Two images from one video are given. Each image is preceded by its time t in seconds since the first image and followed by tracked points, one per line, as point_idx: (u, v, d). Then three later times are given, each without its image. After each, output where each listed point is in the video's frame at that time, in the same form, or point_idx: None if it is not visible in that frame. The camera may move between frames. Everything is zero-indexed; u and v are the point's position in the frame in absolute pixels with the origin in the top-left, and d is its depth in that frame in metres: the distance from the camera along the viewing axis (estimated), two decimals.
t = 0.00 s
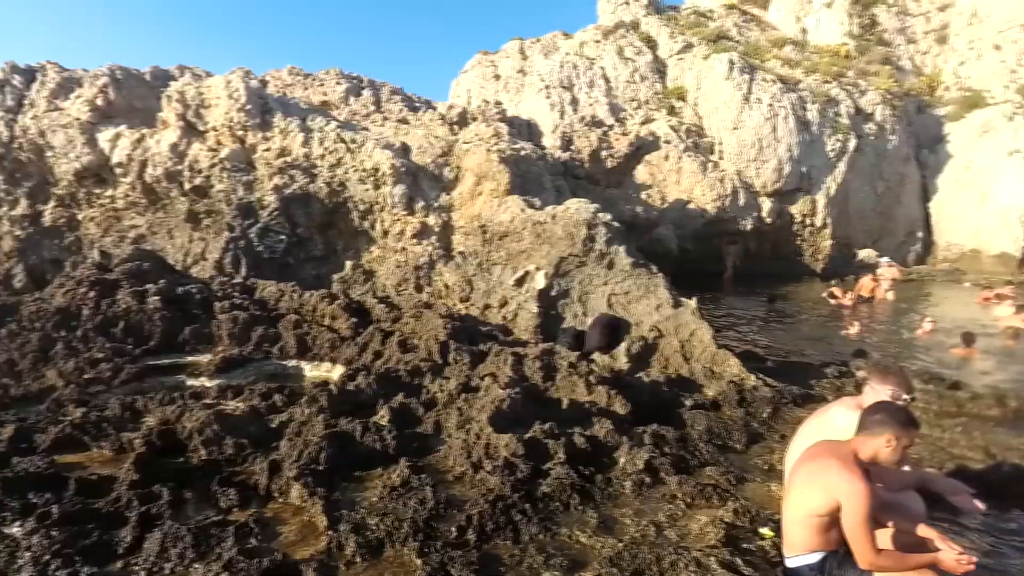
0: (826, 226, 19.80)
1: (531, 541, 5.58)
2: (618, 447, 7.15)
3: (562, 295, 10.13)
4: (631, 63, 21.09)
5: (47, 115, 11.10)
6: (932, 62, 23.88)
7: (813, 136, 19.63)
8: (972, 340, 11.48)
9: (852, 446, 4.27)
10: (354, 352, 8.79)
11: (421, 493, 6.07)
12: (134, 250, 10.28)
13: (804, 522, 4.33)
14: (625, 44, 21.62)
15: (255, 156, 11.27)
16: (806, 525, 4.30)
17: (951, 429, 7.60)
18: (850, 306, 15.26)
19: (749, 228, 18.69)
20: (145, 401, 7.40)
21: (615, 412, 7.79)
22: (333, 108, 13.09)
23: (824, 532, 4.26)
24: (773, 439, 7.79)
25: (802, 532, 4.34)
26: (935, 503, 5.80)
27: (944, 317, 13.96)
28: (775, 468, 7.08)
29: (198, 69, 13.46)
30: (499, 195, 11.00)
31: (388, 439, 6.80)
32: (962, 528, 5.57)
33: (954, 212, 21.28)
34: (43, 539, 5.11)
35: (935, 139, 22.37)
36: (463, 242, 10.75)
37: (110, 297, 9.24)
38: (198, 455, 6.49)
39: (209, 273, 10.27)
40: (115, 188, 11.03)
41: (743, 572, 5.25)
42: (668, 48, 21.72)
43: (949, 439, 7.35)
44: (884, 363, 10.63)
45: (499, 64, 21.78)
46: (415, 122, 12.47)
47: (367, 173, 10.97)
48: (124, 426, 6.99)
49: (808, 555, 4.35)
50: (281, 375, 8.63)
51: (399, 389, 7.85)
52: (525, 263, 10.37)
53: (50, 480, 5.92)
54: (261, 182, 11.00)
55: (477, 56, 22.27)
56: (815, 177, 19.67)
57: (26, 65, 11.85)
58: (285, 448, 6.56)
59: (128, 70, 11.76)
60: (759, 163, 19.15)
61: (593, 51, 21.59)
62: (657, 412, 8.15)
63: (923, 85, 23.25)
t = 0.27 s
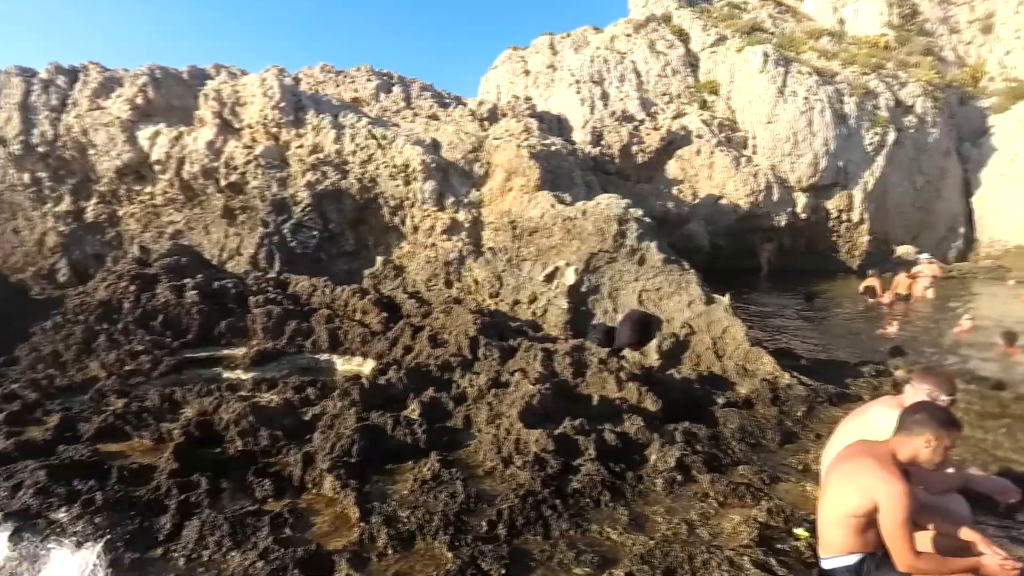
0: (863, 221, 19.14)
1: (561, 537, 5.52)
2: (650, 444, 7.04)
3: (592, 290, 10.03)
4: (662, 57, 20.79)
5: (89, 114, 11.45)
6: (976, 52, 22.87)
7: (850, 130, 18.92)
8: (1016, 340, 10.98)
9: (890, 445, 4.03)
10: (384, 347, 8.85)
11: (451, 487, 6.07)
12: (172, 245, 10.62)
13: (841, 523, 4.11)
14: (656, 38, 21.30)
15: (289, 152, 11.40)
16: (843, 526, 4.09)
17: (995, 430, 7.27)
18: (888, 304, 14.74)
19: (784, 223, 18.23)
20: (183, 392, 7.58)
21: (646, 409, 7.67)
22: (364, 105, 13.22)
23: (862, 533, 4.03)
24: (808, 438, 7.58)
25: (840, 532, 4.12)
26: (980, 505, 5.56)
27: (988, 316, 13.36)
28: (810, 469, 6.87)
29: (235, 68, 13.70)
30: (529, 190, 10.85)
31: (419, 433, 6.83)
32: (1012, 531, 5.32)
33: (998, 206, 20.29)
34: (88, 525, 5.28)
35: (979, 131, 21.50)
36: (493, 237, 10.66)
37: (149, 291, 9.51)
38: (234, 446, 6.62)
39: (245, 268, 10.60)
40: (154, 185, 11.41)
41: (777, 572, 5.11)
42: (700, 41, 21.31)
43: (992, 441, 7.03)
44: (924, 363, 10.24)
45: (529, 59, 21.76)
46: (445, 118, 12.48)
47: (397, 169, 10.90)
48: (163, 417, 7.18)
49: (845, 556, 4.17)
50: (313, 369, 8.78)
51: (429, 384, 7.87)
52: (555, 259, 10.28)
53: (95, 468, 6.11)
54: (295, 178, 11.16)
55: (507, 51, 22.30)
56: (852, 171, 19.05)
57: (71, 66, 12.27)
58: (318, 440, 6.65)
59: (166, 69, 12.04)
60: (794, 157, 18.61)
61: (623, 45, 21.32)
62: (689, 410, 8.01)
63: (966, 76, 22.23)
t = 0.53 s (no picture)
0: (903, 220, 18.47)
1: (590, 537, 5.49)
2: (680, 446, 6.94)
3: (622, 289, 9.94)
4: (695, 54, 20.45)
5: (135, 115, 11.83)
6: None
7: (891, 126, 18.23)
8: None
9: (933, 451, 3.63)
10: (414, 343, 8.94)
11: (480, 484, 6.09)
12: (211, 242, 11.03)
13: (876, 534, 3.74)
14: (689, 34, 20.97)
15: (322, 151, 11.57)
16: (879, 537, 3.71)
17: None
18: (931, 306, 14.21)
19: (820, 222, 17.76)
20: (220, 384, 7.79)
21: (676, 410, 7.57)
22: (396, 104, 13.36)
23: (902, 543, 3.65)
24: (845, 443, 7.37)
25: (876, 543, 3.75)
26: None
27: None
28: (847, 475, 6.69)
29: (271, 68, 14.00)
30: (558, 188, 10.75)
31: (447, 429, 6.87)
32: None
33: None
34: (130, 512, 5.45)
35: None
36: (522, 235, 10.62)
37: (189, 286, 9.81)
38: (268, 438, 6.77)
39: (279, 264, 10.86)
40: (194, 183, 11.75)
41: None
42: (734, 37, 20.90)
43: None
44: (969, 368, 9.84)
45: (559, 57, 21.69)
46: (476, 117, 12.50)
47: (428, 167, 10.94)
48: (201, 408, 7.39)
49: (884, 568, 3.75)
50: (345, 363, 8.91)
51: (458, 380, 7.92)
52: (584, 257, 10.18)
53: (137, 456, 6.32)
54: (328, 176, 11.34)
55: (538, 50, 22.26)
56: (893, 169, 18.37)
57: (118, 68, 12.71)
58: (349, 434, 6.74)
59: (207, 71, 12.36)
60: (831, 155, 18.11)
61: (655, 42, 21.04)
62: (720, 411, 7.89)
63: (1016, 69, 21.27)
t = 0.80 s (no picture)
0: (950, 218, 17.72)
1: (620, 537, 5.45)
2: (712, 448, 6.83)
3: (654, 287, 9.81)
4: (731, 47, 20.00)
5: (178, 114, 12.21)
6: None
7: (938, 120, 17.49)
8: None
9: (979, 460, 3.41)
10: (443, 339, 9.00)
11: (509, 480, 6.11)
12: (249, 237, 11.30)
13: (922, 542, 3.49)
14: (724, 28, 20.51)
15: (356, 148, 11.73)
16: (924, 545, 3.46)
17: None
18: (979, 309, 13.62)
19: (860, 220, 17.20)
20: (256, 376, 8.00)
21: (708, 411, 7.44)
22: (427, 101, 13.45)
23: (946, 553, 3.40)
24: (885, 449, 7.13)
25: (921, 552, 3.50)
26: None
27: None
28: (887, 481, 6.47)
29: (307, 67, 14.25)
30: (589, 185, 10.64)
31: (477, 425, 6.90)
32: None
33: None
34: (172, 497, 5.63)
35: None
36: (552, 232, 10.55)
37: (227, 280, 10.11)
38: (302, 429, 6.91)
39: (313, 260, 11.08)
40: (233, 179, 12.06)
41: None
42: (772, 30, 20.37)
43: None
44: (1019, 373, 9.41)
45: (591, 53, 21.50)
46: (507, 113, 12.48)
47: (459, 164, 10.98)
48: (238, 399, 7.60)
49: None
50: (376, 358, 9.03)
51: (487, 376, 7.94)
52: (615, 255, 10.08)
53: (178, 444, 6.53)
54: (361, 173, 11.50)
55: (570, 45, 22.11)
56: (939, 164, 17.61)
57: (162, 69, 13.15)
58: (380, 427, 6.82)
59: (246, 70, 12.67)
60: (873, 150, 17.52)
61: (689, 35, 20.64)
62: (754, 413, 7.72)
63: None
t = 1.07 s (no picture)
0: (995, 218, 17.02)
1: (650, 540, 5.38)
2: (746, 451, 6.69)
3: (685, 287, 9.67)
4: (765, 44, 19.58)
5: (216, 114, 12.54)
6: None
7: (982, 116, 16.91)
8: None
9: None
10: (473, 337, 9.02)
11: (538, 480, 6.09)
12: (283, 235, 11.52)
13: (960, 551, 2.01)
14: (759, 23, 20.08)
15: (387, 147, 11.85)
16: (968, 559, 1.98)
17: None
18: None
19: (899, 220, 16.65)
20: (290, 372, 8.14)
21: (741, 414, 7.30)
22: (458, 100, 13.51)
23: None
24: (926, 456, 6.88)
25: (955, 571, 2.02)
26: None
27: None
28: (928, 489, 6.24)
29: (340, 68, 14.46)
30: (620, 183, 10.54)
31: (506, 424, 6.89)
32: None
33: None
34: (208, 489, 5.76)
35: None
36: (583, 232, 10.48)
37: (262, 277, 10.34)
38: (333, 425, 7.00)
39: (345, 257, 11.23)
40: (268, 178, 12.31)
41: None
42: (808, 26, 19.89)
43: None
44: None
45: (622, 50, 21.30)
46: (538, 112, 12.44)
47: (489, 163, 10.99)
48: (272, 394, 7.75)
49: None
50: (407, 355, 9.10)
51: (517, 375, 7.94)
52: (646, 254, 9.96)
53: (214, 437, 6.69)
54: (392, 172, 11.62)
55: (600, 43, 21.95)
56: (983, 162, 16.97)
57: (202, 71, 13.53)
58: (410, 424, 6.87)
59: (281, 71, 12.92)
60: (914, 148, 16.92)
61: (723, 32, 20.26)
62: (788, 417, 7.55)
63: None
